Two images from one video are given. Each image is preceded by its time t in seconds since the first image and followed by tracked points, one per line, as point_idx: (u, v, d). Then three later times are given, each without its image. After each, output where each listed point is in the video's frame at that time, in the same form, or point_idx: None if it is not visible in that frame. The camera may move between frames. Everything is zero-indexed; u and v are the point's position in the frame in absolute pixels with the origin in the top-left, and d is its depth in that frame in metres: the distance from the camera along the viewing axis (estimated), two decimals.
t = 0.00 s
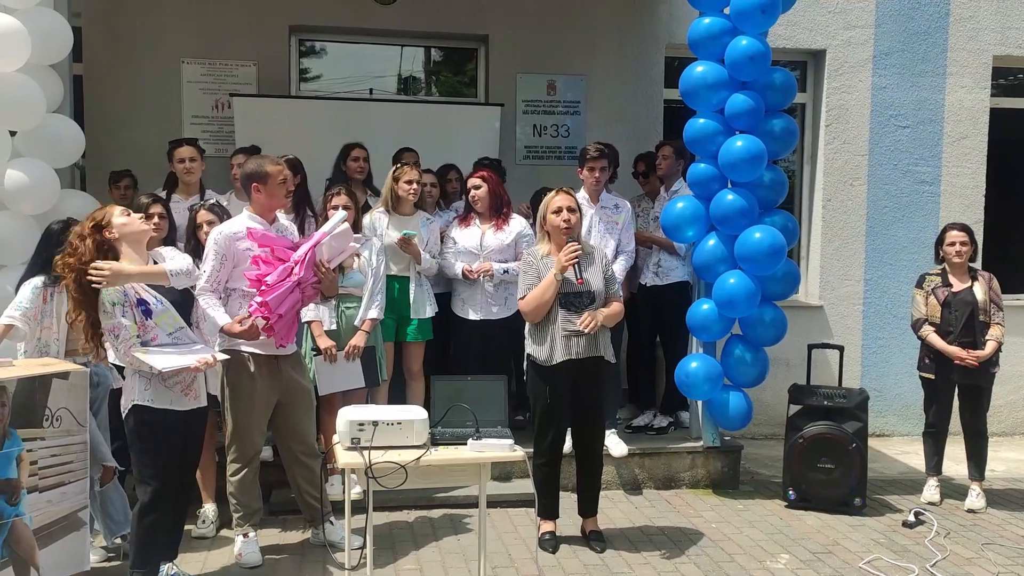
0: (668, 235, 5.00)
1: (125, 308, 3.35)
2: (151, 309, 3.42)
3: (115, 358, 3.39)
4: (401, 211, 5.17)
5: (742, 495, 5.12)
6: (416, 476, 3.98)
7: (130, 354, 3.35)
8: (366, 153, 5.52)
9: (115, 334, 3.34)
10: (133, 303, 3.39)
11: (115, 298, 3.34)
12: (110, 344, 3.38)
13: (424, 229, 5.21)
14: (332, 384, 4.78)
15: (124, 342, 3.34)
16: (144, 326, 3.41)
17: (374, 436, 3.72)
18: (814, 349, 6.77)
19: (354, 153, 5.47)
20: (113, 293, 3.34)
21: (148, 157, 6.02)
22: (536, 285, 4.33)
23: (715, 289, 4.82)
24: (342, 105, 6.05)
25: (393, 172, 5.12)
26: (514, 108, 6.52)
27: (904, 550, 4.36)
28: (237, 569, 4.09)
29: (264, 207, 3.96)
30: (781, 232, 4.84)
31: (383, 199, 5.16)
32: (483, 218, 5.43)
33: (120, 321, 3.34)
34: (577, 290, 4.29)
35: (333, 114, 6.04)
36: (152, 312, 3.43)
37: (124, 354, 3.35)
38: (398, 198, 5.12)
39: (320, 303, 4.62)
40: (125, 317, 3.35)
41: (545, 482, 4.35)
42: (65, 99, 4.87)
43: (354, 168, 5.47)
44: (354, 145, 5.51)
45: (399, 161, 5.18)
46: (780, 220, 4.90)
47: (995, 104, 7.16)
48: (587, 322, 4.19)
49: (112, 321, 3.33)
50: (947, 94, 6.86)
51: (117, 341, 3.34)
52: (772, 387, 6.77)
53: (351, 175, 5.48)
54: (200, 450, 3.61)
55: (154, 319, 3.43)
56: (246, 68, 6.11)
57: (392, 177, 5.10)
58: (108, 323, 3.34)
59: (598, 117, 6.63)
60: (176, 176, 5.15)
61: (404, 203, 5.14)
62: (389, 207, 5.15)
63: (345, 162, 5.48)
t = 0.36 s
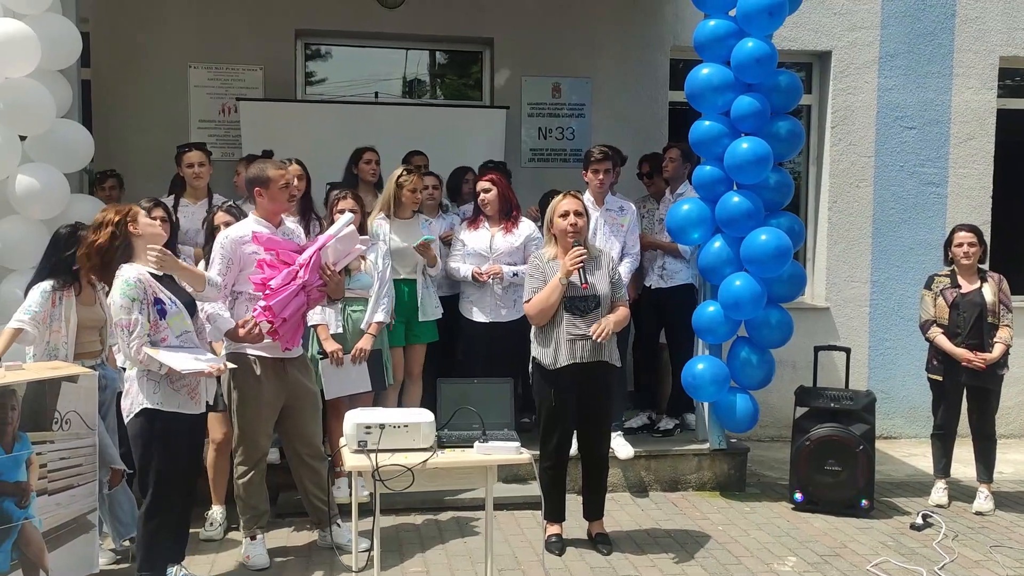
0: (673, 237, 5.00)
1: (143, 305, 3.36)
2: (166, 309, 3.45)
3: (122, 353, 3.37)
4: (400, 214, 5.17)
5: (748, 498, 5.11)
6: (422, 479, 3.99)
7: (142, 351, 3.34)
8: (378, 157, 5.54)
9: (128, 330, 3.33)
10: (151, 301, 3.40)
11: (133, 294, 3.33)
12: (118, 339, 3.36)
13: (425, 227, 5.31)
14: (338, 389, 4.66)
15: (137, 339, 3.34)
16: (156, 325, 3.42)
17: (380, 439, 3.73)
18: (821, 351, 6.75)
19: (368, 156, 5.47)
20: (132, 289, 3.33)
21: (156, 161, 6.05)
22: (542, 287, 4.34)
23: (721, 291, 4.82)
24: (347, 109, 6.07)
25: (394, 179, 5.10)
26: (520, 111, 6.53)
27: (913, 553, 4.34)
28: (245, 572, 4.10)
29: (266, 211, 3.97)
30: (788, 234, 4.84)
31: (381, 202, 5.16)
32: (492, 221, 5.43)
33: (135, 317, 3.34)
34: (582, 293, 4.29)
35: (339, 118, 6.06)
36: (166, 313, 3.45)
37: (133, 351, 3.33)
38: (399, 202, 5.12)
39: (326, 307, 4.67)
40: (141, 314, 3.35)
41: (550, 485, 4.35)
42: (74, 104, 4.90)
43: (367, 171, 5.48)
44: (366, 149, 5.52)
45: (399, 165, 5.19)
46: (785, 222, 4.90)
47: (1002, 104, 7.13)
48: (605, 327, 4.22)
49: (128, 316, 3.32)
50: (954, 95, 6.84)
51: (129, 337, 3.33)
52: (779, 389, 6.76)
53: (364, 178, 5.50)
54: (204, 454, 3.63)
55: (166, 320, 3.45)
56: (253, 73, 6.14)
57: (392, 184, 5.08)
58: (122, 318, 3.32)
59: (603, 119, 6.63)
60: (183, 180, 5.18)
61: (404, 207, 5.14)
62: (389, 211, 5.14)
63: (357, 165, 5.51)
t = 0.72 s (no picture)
0: (680, 238, 5.00)
1: (175, 299, 3.42)
2: (191, 307, 3.51)
3: (148, 347, 3.37)
4: (411, 218, 5.16)
5: (756, 499, 5.10)
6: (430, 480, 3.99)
7: (172, 344, 3.37)
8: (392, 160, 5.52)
9: (159, 323, 3.36)
10: (179, 297, 3.47)
11: (168, 287, 3.39)
12: (146, 333, 3.37)
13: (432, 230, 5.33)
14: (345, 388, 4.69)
15: (168, 332, 3.37)
16: (181, 323, 3.48)
17: (387, 440, 3.73)
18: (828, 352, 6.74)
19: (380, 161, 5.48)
20: (168, 282, 3.40)
21: (164, 164, 6.08)
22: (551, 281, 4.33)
23: (727, 292, 4.81)
24: (354, 111, 6.08)
25: (407, 183, 5.09)
26: (526, 112, 6.54)
27: (921, 554, 4.33)
28: (253, 572, 4.11)
29: (270, 212, 3.97)
30: (795, 235, 4.83)
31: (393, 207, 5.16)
32: (504, 224, 5.42)
33: (168, 311, 3.39)
34: (591, 288, 4.29)
35: (346, 119, 6.07)
36: (190, 310, 3.52)
37: (165, 344, 3.35)
38: (412, 207, 5.11)
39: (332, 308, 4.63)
40: (172, 308, 3.41)
41: (557, 485, 4.35)
42: (83, 107, 4.93)
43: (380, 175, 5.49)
44: (380, 154, 5.52)
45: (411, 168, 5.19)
46: (792, 223, 4.89)
47: (1009, 105, 7.10)
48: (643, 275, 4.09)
49: (161, 309, 3.37)
50: (961, 95, 6.82)
51: (160, 329, 3.36)
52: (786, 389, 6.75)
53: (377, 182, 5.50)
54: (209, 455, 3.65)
55: (190, 317, 3.51)
56: (260, 75, 6.17)
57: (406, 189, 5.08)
58: (154, 310, 3.36)
59: (609, 120, 6.64)
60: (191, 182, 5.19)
61: (417, 212, 5.14)
62: (400, 215, 5.14)
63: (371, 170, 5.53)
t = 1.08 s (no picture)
0: (684, 239, 5.00)
1: (189, 302, 3.44)
2: (203, 309, 3.53)
3: (163, 350, 3.38)
4: (417, 221, 5.19)
5: (760, 500, 5.10)
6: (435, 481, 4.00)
7: (187, 347, 3.39)
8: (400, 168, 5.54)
9: (175, 326, 3.37)
10: (192, 300, 3.48)
11: (183, 290, 3.41)
12: (161, 336, 3.37)
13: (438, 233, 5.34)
14: (352, 391, 4.68)
15: (183, 335, 3.39)
16: (194, 324, 3.49)
17: (392, 441, 3.74)
18: (833, 353, 6.73)
19: (387, 168, 5.50)
20: (183, 285, 3.42)
21: (169, 166, 6.10)
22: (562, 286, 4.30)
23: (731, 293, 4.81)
24: (358, 112, 6.09)
25: (415, 185, 5.14)
26: (530, 114, 6.54)
27: (926, 556, 4.32)
28: (257, 573, 4.11)
29: (275, 214, 3.98)
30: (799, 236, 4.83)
31: (400, 211, 5.18)
32: (509, 225, 5.42)
33: (182, 313, 3.40)
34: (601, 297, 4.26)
35: (350, 121, 6.08)
36: (202, 312, 3.54)
37: (181, 346, 3.37)
38: (420, 209, 5.15)
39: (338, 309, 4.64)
40: (187, 311, 3.43)
41: (561, 487, 4.35)
42: (89, 109, 4.95)
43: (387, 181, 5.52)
44: (388, 159, 5.54)
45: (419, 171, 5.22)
46: (797, 224, 4.88)
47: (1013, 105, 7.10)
48: (624, 282, 4.13)
49: (176, 312, 3.38)
50: (966, 95, 6.81)
51: (176, 333, 3.37)
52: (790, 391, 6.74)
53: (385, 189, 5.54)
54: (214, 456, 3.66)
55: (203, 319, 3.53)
56: (264, 77, 6.18)
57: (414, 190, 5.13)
58: (169, 314, 3.37)
59: (614, 122, 6.64)
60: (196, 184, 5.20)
61: (425, 215, 5.17)
62: (407, 217, 5.18)
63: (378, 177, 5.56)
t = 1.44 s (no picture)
0: (687, 241, 5.00)
1: (189, 305, 3.41)
2: (205, 311, 3.50)
3: (162, 352, 3.37)
4: (420, 223, 5.18)
5: (763, 501, 5.09)
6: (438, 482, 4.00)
7: (185, 350, 3.37)
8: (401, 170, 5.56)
9: (173, 329, 3.36)
10: (193, 302, 3.45)
11: (182, 293, 3.37)
12: (160, 338, 3.37)
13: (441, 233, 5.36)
14: (356, 392, 4.68)
15: (181, 338, 3.37)
16: (195, 326, 3.46)
17: (395, 442, 3.73)
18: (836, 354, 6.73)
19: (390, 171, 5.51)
20: (182, 288, 3.38)
21: (172, 167, 6.11)
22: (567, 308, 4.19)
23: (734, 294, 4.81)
24: (362, 114, 6.10)
25: (418, 185, 5.12)
26: (533, 115, 6.55)
27: (930, 557, 4.32)
28: (261, 574, 4.11)
29: (277, 215, 3.97)
30: (802, 237, 4.82)
31: (404, 214, 5.18)
32: (512, 228, 5.41)
33: (181, 316, 3.38)
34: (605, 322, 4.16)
35: (353, 122, 6.08)
36: (204, 314, 3.50)
37: (179, 350, 3.36)
38: (422, 213, 5.12)
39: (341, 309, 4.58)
40: (186, 314, 3.40)
41: (564, 488, 4.35)
42: (92, 111, 4.95)
43: (389, 185, 5.54)
44: (390, 162, 5.55)
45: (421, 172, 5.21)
46: (800, 225, 4.88)
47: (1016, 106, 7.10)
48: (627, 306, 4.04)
49: (175, 315, 3.36)
50: (969, 96, 6.80)
51: (174, 336, 3.36)
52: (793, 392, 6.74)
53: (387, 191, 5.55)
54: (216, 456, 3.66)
55: (204, 322, 3.49)
56: (267, 79, 6.18)
57: (417, 193, 5.09)
58: (168, 317, 3.35)
59: (617, 123, 6.64)
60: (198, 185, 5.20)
61: (428, 218, 5.16)
62: (412, 220, 5.15)
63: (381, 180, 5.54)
